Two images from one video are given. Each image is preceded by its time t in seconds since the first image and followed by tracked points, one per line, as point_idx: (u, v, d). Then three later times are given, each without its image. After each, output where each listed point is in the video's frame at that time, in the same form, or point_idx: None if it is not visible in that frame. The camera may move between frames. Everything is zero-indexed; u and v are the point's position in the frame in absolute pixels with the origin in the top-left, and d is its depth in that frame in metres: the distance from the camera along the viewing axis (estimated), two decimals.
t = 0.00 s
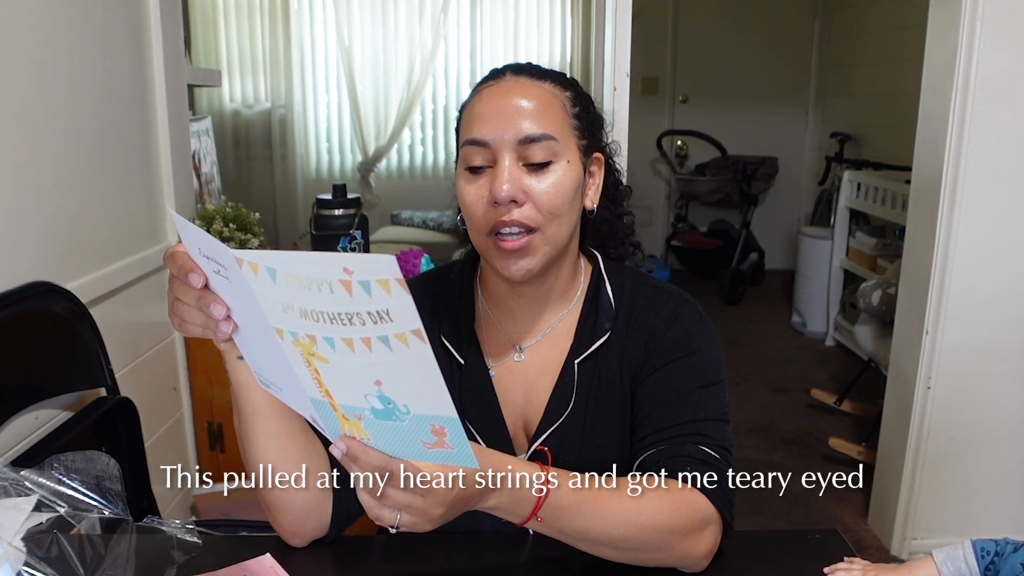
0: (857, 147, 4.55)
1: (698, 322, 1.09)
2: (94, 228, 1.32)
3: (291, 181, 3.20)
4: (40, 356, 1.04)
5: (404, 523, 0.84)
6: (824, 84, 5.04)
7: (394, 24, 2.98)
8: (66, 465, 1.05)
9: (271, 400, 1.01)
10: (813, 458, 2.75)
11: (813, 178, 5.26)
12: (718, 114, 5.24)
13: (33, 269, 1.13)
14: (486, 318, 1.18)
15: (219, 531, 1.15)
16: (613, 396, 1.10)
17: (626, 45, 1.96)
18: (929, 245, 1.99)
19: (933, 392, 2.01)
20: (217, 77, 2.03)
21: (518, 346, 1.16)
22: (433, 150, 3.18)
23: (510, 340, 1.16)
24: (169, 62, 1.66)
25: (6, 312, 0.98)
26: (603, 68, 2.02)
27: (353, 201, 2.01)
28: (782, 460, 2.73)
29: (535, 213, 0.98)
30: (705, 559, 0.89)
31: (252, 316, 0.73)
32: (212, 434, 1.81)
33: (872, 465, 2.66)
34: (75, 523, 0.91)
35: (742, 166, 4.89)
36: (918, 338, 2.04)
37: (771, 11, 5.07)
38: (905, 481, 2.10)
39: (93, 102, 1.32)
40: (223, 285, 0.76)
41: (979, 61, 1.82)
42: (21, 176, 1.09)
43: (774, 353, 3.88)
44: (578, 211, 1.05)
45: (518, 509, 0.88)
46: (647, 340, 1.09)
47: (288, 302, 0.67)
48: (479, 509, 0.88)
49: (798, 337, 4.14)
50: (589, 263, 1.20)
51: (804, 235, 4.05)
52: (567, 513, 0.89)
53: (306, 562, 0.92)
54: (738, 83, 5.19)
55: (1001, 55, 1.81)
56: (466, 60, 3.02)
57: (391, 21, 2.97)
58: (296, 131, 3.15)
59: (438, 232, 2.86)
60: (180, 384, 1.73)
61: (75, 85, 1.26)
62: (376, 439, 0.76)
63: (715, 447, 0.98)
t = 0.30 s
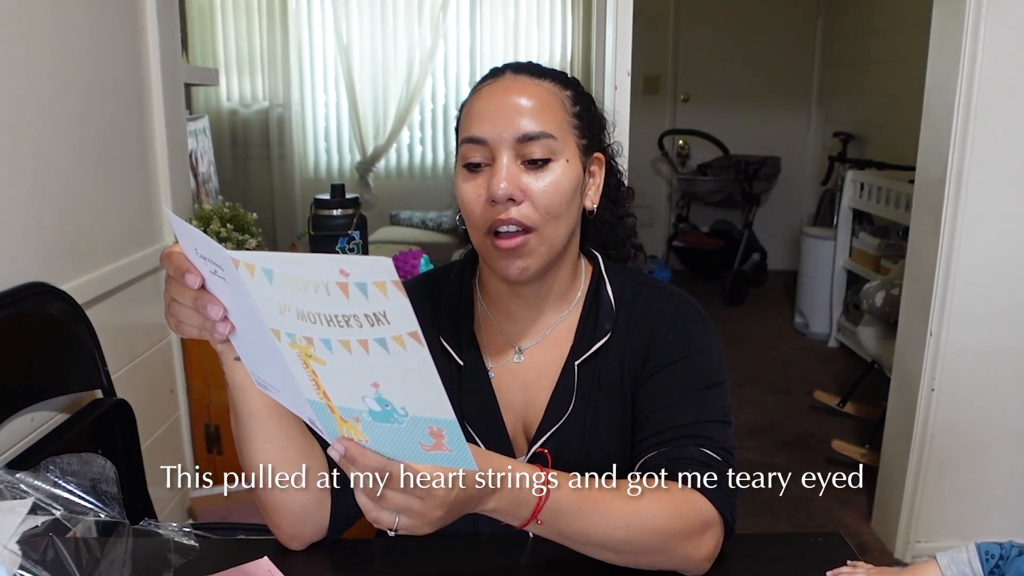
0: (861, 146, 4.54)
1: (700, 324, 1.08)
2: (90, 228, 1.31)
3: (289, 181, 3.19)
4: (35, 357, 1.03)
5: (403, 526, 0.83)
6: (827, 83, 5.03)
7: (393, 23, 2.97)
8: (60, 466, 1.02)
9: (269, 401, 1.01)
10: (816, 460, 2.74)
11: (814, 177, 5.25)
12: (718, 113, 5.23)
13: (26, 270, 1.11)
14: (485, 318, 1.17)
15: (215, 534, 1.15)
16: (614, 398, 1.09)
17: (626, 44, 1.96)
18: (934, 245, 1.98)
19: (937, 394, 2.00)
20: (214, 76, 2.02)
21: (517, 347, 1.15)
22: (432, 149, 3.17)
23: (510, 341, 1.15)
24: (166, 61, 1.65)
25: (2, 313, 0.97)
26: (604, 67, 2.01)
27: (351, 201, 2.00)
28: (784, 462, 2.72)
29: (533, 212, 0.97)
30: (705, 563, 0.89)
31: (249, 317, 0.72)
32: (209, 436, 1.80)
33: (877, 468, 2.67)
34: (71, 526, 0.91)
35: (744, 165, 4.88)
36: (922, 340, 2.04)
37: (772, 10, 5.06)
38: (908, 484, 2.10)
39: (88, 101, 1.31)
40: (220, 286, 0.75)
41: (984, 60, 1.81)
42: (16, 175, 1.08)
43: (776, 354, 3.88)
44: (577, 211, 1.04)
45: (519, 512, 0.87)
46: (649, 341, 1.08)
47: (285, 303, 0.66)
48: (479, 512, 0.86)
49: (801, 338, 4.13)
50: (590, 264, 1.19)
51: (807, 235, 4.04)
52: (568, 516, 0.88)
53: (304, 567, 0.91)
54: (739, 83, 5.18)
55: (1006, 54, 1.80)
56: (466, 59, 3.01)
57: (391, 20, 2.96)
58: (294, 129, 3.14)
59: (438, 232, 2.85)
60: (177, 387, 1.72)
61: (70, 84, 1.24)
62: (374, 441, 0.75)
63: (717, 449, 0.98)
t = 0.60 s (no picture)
0: (864, 146, 4.53)
1: (702, 325, 1.08)
2: (87, 229, 1.30)
3: (288, 181, 3.19)
4: (29, 358, 1.02)
5: (402, 529, 0.82)
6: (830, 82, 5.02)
7: (392, 22, 2.96)
8: (58, 469, 1.04)
9: (267, 403, 1.00)
10: (819, 462, 2.73)
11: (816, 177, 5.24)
12: (719, 113, 5.23)
13: (22, 272, 1.10)
14: (485, 319, 1.16)
15: (213, 536, 1.14)
16: (615, 399, 1.08)
17: (627, 44, 1.95)
18: (938, 245, 1.97)
19: (941, 396, 1.99)
20: (212, 75, 2.01)
21: (518, 348, 1.13)
22: (431, 148, 3.16)
23: (510, 343, 1.14)
24: (163, 59, 1.64)
25: None
26: (606, 66, 2.00)
27: (349, 201, 1.99)
28: (786, 464, 2.72)
29: (532, 214, 0.96)
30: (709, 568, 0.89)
31: (246, 319, 0.71)
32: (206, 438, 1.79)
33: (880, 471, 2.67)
34: (67, 529, 0.90)
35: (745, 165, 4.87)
36: (925, 341, 2.03)
37: (772, 9, 5.05)
38: (912, 487, 2.09)
39: (86, 100, 1.30)
40: (217, 287, 0.74)
41: (988, 59, 1.80)
42: (12, 175, 1.07)
43: (777, 355, 3.87)
44: (577, 212, 1.03)
45: (520, 515, 0.86)
46: (650, 342, 1.07)
47: (281, 304, 0.65)
48: (478, 515, 0.85)
49: (804, 340, 4.13)
50: (591, 265, 1.19)
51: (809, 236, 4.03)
52: (569, 520, 0.87)
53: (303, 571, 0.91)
54: (739, 83, 5.18)
55: (1010, 53, 1.79)
56: (465, 58, 3.00)
57: (389, 18, 2.95)
58: (291, 128, 3.15)
59: (436, 232, 2.84)
60: (174, 388, 1.71)
61: (67, 83, 1.23)
62: (372, 443, 0.74)
63: (719, 452, 0.97)
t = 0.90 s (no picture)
0: (867, 145, 4.52)
1: (704, 325, 1.07)
2: (82, 229, 1.29)
3: (285, 181, 3.18)
4: (24, 360, 1.01)
5: (402, 530, 0.81)
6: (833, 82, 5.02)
7: (390, 21, 2.95)
8: (52, 471, 1.01)
9: (265, 405, 0.99)
10: (822, 465, 2.73)
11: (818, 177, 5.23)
12: (719, 113, 5.22)
13: (16, 272, 1.09)
14: (486, 320, 1.15)
15: (210, 540, 1.13)
16: (616, 400, 1.07)
17: (628, 43, 1.94)
18: (941, 246, 1.96)
19: (945, 398, 1.98)
20: (208, 74, 2.00)
21: (519, 349, 1.13)
22: (429, 148, 3.15)
23: (511, 344, 1.13)
24: (160, 58, 1.63)
25: None
26: (607, 65, 1.99)
27: (348, 202, 1.99)
28: (789, 466, 2.71)
29: (531, 217, 0.96)
30: (710, 571, 0.87)
31: (244, 319, 0.70)
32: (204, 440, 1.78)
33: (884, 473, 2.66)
34: (63, 532, 0.88)
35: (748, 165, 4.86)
36: (929, 342, 2.02)
37: (772, 9, 5.05)
38: (916, 489, 2.08)
39: (80, 99, 1.29)
40: (214, 287, 0.73)
41: (993, 58, 1.79)
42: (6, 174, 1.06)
43: (779, 357, 3.86)
44: (577, 213, 1.02)
45: (520, 517, 0.85)
46: (652, 343, 1.07)
47: (280, 304, 0.64)
48: (478, 516, 0.84)
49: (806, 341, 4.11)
50: (593, 266, 1.18)
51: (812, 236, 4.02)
52: (570, 522, 0.86)
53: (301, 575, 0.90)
54: (740, 83, 5.17)
55: (1015, 52, 1.79)
56: (464, 57, 2.99)
57: (388, 17, 2.94)
58: (288, 127, 3.14)
59: (435, 233, 2.83)
60: (171, 390, 1.70)
61: (62, 81, 1.22)
62: (371, 444, 0.73)
63: (722, 455, 0.96)
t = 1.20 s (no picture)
0: (870, 145, 4.51)
1: (707, 326, 1.06)
2: (78, 229, 1.28)
3: (283, 181, 3.18)
4: (20, 361, 1.01)
5: (401, 531, 0.80)
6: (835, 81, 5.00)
7: (389, 18, 2.94)
8: (49, 474, 1.00)
9: (263, 407, 0.98)
10: (826, 467, 2.72)
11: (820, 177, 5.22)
12: (719, 113, 5.21)
13: (10, 272, 1.08)
14: (487, 320, 1.14)
15: (206, 542, 1.12)
16: (617, 401, 1.06)
17: (629, 42, 1.93)
18: (945, 247, 1.96)
19: (949, 399, 1.98)
20: (206, 73, 1.99)
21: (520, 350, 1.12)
22: (428, 147, 3.13)
23: (512, 344, 1.12)
24: (157, 56, 1.62)
25: None
26: (608, 64, 1.98)
27: (347, 201, 1.98)
28: (792, 468, 2.70)
29: (523, 211, 0.95)
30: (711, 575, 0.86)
31: (242, 319, 0.69)
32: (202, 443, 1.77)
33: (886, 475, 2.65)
34: (59, 535, 0.88)
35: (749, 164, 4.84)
36: (933, 343, 2.01)
37: (773, 8, 5.04)
38: (920, 491, 2.07)
39: (75, 98, 1.28)
40: (211, 288, 0.73)
41: (997, 57, 1.78)
42: None
43: (781, 358, 3.85)
44: (574, 210, 1.01)
45: (520, 519, 0.84)
46: (655, 344, 1.06)
47: (280, 301, 0.63)
48: (478, 518, 0.83)
49: (808, 342, 4.11)
50: (595, 267, 1.17)
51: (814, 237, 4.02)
52: (572, 524, 0.85)
53: None
54: (741, 82, 5.16)
55: (1018, 50, 1.78)
56: (464, 55, 2.98)
57: (387, 15, 2.93)
58: (286, 126, 3.13)
59: (435, 233, 2.82)
60: (168, 391, 1.69)
61: (56, 78, 1.21)
62: (371, 443, 0.72)
63: (724, 456, 0.95)
